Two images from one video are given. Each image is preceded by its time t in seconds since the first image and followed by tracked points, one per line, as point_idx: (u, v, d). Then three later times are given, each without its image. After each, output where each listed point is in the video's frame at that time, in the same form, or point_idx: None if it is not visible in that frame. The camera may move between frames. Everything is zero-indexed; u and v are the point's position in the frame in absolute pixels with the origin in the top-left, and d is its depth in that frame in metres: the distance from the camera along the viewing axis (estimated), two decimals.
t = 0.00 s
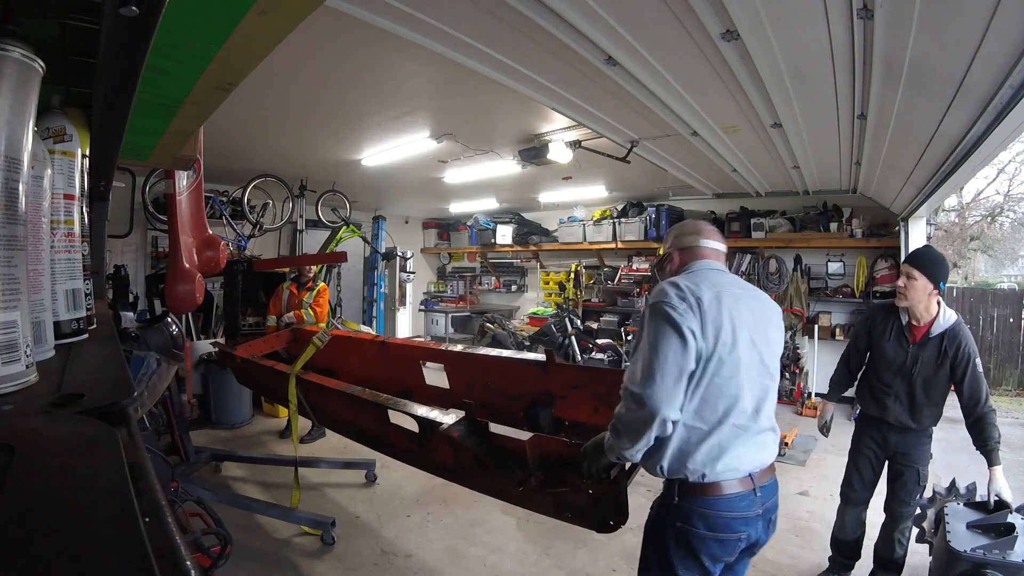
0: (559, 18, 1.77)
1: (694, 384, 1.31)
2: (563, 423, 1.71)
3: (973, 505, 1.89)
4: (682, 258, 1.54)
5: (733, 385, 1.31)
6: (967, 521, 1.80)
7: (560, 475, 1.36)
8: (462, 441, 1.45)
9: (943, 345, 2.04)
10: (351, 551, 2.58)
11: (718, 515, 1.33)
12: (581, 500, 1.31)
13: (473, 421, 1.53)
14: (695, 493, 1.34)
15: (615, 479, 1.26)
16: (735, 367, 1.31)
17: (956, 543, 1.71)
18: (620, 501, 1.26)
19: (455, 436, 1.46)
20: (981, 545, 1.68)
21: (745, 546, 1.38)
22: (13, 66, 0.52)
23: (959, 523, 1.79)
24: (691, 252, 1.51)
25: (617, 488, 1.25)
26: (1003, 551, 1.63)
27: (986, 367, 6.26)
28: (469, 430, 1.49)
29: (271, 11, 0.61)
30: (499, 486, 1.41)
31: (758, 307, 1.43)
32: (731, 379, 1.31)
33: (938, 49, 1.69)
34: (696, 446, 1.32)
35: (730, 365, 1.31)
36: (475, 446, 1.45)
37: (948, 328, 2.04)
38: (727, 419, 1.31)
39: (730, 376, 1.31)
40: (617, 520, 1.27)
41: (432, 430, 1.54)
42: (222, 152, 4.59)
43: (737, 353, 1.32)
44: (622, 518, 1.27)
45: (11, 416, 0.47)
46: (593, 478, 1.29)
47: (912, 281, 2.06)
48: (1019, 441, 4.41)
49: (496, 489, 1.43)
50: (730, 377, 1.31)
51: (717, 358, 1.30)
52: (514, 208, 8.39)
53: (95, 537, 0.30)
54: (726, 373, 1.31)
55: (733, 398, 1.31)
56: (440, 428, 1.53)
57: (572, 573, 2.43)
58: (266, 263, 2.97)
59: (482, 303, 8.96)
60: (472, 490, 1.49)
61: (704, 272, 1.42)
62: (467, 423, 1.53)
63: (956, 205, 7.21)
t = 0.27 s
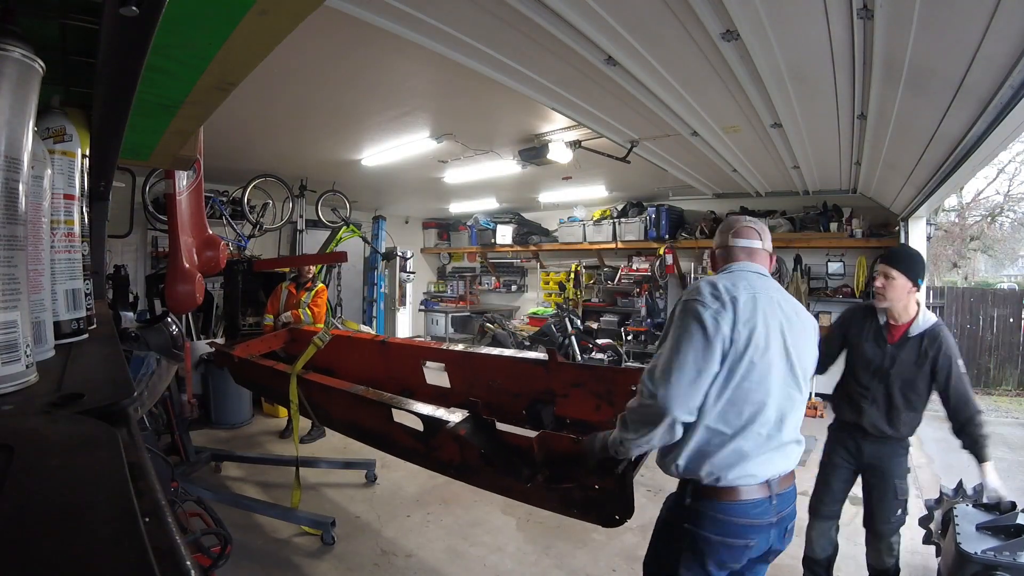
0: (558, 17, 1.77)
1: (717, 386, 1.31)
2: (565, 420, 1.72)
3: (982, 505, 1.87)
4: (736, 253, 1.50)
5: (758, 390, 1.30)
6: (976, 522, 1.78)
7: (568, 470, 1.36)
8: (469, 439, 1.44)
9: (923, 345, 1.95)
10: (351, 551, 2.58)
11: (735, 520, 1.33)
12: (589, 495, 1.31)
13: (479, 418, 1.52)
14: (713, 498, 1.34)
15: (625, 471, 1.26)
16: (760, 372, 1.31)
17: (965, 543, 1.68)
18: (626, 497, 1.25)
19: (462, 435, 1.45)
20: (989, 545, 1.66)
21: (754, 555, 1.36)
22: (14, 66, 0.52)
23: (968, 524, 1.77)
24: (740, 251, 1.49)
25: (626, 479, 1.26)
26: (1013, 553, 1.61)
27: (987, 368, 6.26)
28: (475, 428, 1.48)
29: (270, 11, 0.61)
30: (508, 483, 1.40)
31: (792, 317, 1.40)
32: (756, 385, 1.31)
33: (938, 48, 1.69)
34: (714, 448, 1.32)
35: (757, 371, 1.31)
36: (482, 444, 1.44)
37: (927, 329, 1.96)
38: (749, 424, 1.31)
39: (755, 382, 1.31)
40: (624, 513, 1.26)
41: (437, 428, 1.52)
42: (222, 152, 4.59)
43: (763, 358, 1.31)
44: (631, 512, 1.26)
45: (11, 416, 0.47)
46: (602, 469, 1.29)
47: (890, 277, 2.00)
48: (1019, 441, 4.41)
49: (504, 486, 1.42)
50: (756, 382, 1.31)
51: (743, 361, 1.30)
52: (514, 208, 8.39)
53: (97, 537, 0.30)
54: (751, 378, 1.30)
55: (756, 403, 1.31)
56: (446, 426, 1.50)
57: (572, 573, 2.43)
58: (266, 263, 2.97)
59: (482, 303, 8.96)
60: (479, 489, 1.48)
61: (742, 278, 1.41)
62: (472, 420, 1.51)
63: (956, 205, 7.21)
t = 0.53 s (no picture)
0: (558, 17, 1.77)
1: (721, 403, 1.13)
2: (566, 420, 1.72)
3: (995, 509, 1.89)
4: (784, 246, 1.22)
5: (777, 414, 1.06)
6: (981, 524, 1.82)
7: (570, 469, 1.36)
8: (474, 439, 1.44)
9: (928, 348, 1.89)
10: (351, 551, 2.58)
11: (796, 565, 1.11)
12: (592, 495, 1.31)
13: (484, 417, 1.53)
14: (769, 546, 1.10)
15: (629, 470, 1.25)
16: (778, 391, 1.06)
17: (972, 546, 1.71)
18: (630, 494, 1.25)
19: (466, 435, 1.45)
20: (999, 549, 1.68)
21: None
22: (13, 66, 0.52)
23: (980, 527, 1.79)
24: (800, 239, 1.19)
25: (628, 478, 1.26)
26: None
27: (987, 368, 6.26)
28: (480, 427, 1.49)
29: (270, 11, 0.61)
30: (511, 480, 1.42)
31: (854, 320, 1.07)
32: (772, 407, 1.07)
33: (937, 49, 1.69)
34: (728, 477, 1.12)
35: (774, 390, 1.06)
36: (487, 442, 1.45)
37: (931, 331, 1.91)
38: (768, 453, 1.07)
39: (773, 403, 1.07)
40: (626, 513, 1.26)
41: (440, 427, 1.52)
42: (222, 152, 4.59)
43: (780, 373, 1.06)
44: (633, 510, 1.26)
45: (12, 416, 0.47)
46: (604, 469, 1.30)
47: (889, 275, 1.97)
48: (1019, 441, 4.41)
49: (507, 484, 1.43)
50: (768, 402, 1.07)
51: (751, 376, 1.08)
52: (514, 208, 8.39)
53: (96, 538, 0.30)
54: (767, 397, 1.07)
55: (771, 429, 1.07)
56: (450, 426, 1.50)
57: (572, 573, 2.43)
58: (266, 263, 2.96)
59: (482, 303, 8.96)
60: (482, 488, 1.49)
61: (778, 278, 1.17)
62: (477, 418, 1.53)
63: (956, 205, 7.20)
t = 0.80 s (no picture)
0: (558, 17, 1.77)
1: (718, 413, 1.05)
2: (552, 434, 1.62)
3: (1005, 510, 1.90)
4: (754, 247, 1.19)
5: (776, 416, 1.05)
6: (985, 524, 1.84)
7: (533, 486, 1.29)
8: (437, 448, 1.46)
9: (860, 342, 1.90)
10: (351, 551, 2.58)
11: (787, 557, 1.13)
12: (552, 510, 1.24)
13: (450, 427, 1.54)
14: (762, 544, 1.09)
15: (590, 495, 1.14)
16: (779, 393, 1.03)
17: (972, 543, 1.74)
18: (592, 517, 1.16)
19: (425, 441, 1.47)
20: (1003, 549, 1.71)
21: None
22: (13, 66, 0.52)
23: (990, 529, 1.80)
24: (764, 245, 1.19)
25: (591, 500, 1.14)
26: None
27: (987, 368, 6.26)
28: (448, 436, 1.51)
29: (270, 11, 0.61)
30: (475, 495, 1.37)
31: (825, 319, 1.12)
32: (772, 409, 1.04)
33: (938, 48, 1.69)
34: (717, 482, 1.08)
35: (774, 393, 1.04)
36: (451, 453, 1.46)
37: (863, 325, 1.93)
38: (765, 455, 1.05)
39: (773, 406, 1.04)
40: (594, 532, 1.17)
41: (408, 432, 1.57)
42: (223, 152, 4.59)
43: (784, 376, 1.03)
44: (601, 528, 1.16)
45: (11, 416, 0.47)
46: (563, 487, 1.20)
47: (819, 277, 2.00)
48: (1019, 441, 4.41)
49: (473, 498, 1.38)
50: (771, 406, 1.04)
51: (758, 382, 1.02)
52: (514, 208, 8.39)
53: (95, 537, 0.30)
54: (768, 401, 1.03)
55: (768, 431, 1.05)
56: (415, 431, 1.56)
57: (572, 573, 2.43)
58: (266, 263, 2.96)
59: (482, 303, 8.95)
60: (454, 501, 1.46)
61: (755, 277, 1.13)
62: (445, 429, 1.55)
63: (956, 205, 7.20)
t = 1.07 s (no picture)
0: (558, 17, 1.77)
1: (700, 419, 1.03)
2: (537, 440, 1.61)
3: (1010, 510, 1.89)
4: (727, 247, 1.20)
5: (757, 424, 1.04)
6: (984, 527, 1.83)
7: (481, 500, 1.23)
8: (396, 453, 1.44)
9: (869, 337, 1.90)
10: (351, 551, 2.58)
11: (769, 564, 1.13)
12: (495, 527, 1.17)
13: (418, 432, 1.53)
14: (743, 552, 1.09)
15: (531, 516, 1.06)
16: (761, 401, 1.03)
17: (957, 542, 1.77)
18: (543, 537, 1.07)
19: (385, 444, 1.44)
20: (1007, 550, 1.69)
21: None
22: (13, 66, 0.52)
23: (997, 529, 1.79)
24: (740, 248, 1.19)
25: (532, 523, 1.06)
26: None
27: (987, 368, 6.26)
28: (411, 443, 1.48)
29: (270, 11, 0.61)
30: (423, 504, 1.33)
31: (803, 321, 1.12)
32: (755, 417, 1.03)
33: (937, 48, 1.69)
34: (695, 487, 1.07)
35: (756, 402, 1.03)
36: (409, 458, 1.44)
37: (869, 321, 1.93)
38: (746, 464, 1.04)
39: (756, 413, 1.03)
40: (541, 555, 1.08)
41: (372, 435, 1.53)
42: (223, 152, 4.59)
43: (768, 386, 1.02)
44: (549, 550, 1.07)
45: (11, 416, 0.47)
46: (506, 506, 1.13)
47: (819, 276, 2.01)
48: (1019, 441, 4.41)
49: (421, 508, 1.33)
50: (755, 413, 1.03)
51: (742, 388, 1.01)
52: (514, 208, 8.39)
53: (95, 537, 0.30)
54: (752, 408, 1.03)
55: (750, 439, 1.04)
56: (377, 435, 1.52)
57: (572, 573, 2.43)
58: (267, 262, 2.95)
59: (482, 303, 8.95)
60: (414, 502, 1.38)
61: (735, 279, 1.13)
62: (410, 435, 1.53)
63: (956, 205, 7.20)
